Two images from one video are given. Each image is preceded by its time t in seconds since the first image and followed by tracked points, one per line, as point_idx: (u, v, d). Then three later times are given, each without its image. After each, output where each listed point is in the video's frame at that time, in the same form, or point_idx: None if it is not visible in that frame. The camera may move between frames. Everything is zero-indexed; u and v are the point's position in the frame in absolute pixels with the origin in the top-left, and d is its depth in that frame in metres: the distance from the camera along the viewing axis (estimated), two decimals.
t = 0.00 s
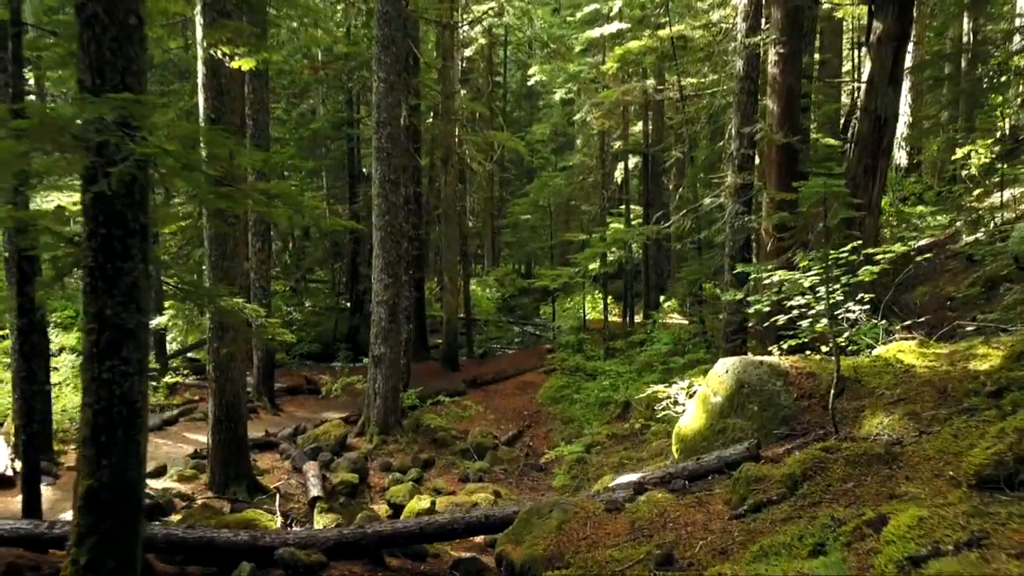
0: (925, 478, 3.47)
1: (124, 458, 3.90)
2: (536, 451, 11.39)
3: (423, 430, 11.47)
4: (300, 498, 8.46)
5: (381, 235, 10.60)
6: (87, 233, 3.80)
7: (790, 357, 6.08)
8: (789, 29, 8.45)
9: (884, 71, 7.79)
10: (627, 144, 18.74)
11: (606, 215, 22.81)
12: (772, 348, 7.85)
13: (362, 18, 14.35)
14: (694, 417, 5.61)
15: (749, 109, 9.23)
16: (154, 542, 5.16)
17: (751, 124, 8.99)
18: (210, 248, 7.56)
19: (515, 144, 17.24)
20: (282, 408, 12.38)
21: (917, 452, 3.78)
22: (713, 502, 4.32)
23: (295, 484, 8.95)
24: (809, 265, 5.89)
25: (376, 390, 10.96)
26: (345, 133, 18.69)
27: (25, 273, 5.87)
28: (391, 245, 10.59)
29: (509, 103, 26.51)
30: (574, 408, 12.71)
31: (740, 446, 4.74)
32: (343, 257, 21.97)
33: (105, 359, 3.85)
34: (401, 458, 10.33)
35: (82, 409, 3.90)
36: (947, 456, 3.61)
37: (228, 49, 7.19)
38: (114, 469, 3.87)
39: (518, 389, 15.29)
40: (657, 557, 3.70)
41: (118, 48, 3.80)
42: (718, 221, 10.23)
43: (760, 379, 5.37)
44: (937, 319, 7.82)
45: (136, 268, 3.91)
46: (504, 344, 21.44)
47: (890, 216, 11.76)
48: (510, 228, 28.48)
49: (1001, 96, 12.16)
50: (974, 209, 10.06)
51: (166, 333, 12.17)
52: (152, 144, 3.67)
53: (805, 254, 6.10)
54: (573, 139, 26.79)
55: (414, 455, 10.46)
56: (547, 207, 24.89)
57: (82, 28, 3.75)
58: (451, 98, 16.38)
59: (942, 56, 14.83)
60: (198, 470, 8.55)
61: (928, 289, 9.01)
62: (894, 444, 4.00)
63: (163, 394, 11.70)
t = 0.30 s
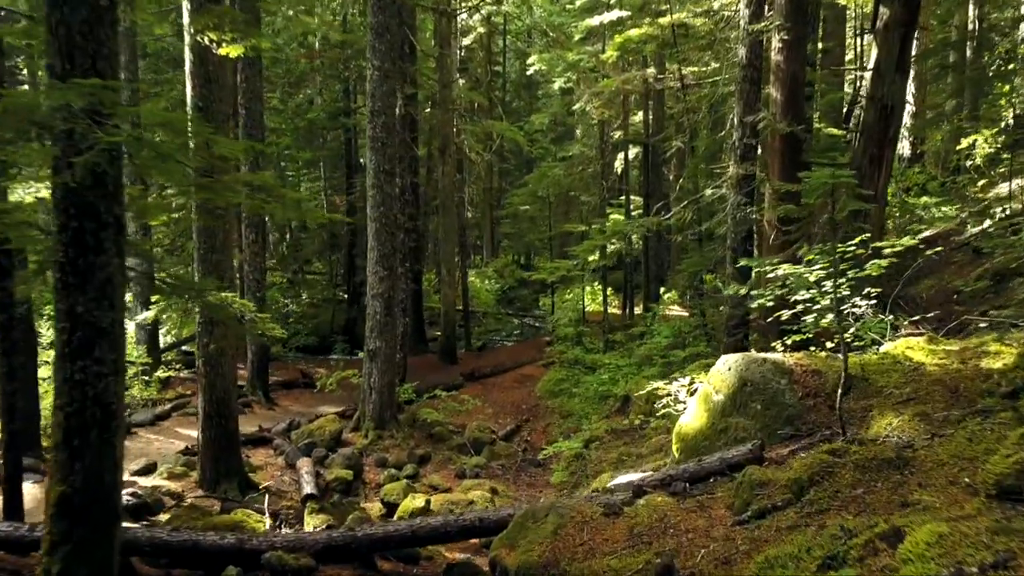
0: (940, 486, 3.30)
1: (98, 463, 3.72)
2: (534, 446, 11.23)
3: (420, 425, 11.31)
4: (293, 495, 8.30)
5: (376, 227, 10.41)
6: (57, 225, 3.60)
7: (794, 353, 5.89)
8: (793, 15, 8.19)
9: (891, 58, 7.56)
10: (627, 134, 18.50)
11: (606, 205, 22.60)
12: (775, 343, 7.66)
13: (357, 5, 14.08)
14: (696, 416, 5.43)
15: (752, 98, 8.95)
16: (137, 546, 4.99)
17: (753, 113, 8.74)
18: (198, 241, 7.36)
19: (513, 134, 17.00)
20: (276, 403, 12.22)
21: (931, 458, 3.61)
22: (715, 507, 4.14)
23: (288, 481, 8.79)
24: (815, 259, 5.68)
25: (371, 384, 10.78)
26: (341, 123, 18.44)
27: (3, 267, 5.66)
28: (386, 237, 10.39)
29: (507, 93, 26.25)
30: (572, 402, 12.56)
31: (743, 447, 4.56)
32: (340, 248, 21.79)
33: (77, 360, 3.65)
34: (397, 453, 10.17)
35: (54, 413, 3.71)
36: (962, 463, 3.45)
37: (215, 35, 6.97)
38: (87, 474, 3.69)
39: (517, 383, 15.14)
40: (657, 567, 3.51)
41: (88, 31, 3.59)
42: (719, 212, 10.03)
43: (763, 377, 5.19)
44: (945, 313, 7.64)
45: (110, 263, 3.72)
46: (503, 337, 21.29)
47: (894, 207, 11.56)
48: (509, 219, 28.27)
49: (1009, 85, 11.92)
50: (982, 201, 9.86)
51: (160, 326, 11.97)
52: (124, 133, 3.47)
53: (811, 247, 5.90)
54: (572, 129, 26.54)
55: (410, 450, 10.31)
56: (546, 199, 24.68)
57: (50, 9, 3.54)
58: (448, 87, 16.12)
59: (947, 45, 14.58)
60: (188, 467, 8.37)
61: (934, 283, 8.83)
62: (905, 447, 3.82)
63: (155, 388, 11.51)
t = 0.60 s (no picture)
0: (958, 498, 3.10)
1: (65, 471, 3.52)
2: (532, 441, 11.06)
3: (416, 420, 11.14)
4: (285, 492, 8.12)
5: (370, 218, 10.18)
6: (20, 221, 3.39)
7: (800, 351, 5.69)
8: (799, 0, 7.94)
9: (900, 44, 7.31)
10: (627, 124, 18.24)
11: (605, 196, 22.37)
12: (778, 339, 7.46)
13: None
14: (697, 416, 5.24)
15: (755, 86, 8.71)
16: (117, 551, 4.80)
17: (757, 102, 8.49)
18: (185, 233, 7.15)
19: (511, 123, 16.75)
20: (270, 396, 12.03)
21: (947, 466, 3.42)
22: (718, 514, 3.95)
23: (280, 477, 8.61)
24: (822, 253, 5.47)
25: (366, 379, 10.60)
26: (336, 112, 18.18)
27: None
28: (380, 228, 10.17)
29: (506, 81, 25.95)
30: (571, 396, 12.39)
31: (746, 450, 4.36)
32: (337, 239, 21.58)
33: (42, 362, 3.45)
34: (391, 448, 10.00)
35: (19, 417, 3.51)
36: (980, 473, 3.25)
37: (199, 20, 6.73)
38: (53, 483, 3.49)
39: (515, 375, 14.97)
40: None
41: (48, 12, 3.37)
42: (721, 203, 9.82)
43: (768, 376, 4.99)
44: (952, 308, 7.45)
45: (77, 259, 3.52)
46: (501, 328, 21.12)
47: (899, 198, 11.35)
48: (508, 210, 28.02)
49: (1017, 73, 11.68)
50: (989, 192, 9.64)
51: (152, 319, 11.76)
52: (87, 121, 3.26)
53: (818, 241, 5.68)
54: (572, 118, 26.27)
55: (405, 445, 10.14)
56: (545, 189, 24.45)
57: None
58: (445, 76, 15.85)
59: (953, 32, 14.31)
60: (177, 464, 8.18)
61: (941, 276, 8.63)
62: (918, 455, 3.62)
63: (146, 382, 11.31)
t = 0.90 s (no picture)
0: (978, 513, 2.93)
1: (33, 481, 3.33)
2: (530, 438, 10.91)
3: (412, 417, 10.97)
4: (277, 492, 7.96)
5: (365, 212, 9.98)
6: None
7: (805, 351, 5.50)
8: None
9: (908, 33, 7.09)
10: (626, 115, 18.01)
11: (605, 188, 22.17)
12: (781, 337, 7.28)
13: None
14: (698, 419, 5.05)
15: (759, 76, 8.49)
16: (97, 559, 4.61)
17: (759, 92, 8.28)
18: (172, 228, 6.94)
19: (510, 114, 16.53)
20: (265, 393, 11.85)
21: (964, 478, 3.23)
22: (721, 525, 3.76)
23: (272, 477, 8.43)
24: (829, 250, 5.27)
25: (361, 375, 10.41)
26: (333, 103, 17.95)
27: None
28: (375, 223, 9.96)
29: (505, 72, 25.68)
30: (569, 392, 12.23)
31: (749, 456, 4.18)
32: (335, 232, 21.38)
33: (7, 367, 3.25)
34: (387, 446, 9.84)
35: None
36: (1000, 487, 3.08)
37: (185, 8, 6.50)
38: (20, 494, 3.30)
39: (513, 371, 14.82)
40: None
41: None
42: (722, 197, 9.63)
43: (773, 377, 4.80)
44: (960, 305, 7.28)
45: (43, 257, 3.33)
46: (500, 322, 20.96)
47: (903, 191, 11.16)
48: (507, 202, 27.79)
49: None
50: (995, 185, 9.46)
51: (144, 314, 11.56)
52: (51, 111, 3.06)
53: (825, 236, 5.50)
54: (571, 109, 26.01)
55: (401, 443, 9.98)
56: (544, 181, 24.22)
57: None
58: (443, 66, 15.61)
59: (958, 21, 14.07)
60: (166, 463, 8.01)
61: (947, 271, 8.43)
62: (933, 464, 3.44)
63: (137, 378, 11.12)
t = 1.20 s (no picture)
0: (1001, 532, 2.75)
1: None
2: (528, 436, 10.76)
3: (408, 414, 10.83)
4: (269, 493, 7.79)
5: (359, 207, 9.78)
6: None
7: (811, 352, 5.32)
8: None
9: (916, 22, 6.87)
10: (626, 107, 17.77)
11: (605, 181, 21.97)
12: (785, 335, 7.10)
13: None
14: (701, 422, 4.90)
15: (762, 67, 8.26)
16: (74, 568, 4.42)
17: (763, 83, 8.07)
18: (159, 223, 6.74)
19: (509, 106, 16.30)
20: (259, 389, 11.69)
21: (984, 492, 3.05)
22: (724, 537, 3.58)
23: (264, 477, 8.26)
24: (836, 246, 5.08)
25: (355, 372, 10.23)
26: (329, 95, 17.71)
27: None
28: (369, 217, 9.77)
29: (504, 64, 25.42)
30: (569, 388, 12.07)
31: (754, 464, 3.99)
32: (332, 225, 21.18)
33: None
34: (382, 445, 9.68)
35: None
36: None
37: None
38: None
39: (512, 366, 14.68)
40: None
41: None
42: (725, 191, 9.44)
43: (778, 379, 4.63)
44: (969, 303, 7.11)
45: (7, 256, 3.14)
46: (499, 316, 20.81)
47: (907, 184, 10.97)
48: (506, 195, 27.57)
49: None
50: (1002, 179, 9.27)
51: (136, 310, 11.36)
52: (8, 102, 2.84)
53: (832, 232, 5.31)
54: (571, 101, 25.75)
55: (397, 441, 9.83)
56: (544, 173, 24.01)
57: None
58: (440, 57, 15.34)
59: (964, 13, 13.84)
60: (155, 463, 7.83)
61: (955, 267, 8.24)
62: (951, 475, 3.26)
63: (128, 375, 10.93)
